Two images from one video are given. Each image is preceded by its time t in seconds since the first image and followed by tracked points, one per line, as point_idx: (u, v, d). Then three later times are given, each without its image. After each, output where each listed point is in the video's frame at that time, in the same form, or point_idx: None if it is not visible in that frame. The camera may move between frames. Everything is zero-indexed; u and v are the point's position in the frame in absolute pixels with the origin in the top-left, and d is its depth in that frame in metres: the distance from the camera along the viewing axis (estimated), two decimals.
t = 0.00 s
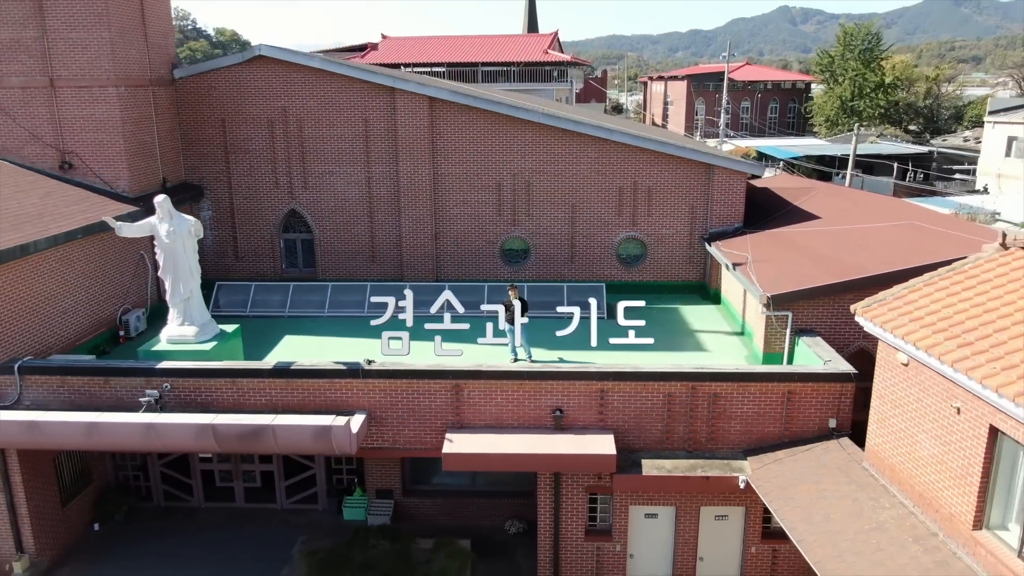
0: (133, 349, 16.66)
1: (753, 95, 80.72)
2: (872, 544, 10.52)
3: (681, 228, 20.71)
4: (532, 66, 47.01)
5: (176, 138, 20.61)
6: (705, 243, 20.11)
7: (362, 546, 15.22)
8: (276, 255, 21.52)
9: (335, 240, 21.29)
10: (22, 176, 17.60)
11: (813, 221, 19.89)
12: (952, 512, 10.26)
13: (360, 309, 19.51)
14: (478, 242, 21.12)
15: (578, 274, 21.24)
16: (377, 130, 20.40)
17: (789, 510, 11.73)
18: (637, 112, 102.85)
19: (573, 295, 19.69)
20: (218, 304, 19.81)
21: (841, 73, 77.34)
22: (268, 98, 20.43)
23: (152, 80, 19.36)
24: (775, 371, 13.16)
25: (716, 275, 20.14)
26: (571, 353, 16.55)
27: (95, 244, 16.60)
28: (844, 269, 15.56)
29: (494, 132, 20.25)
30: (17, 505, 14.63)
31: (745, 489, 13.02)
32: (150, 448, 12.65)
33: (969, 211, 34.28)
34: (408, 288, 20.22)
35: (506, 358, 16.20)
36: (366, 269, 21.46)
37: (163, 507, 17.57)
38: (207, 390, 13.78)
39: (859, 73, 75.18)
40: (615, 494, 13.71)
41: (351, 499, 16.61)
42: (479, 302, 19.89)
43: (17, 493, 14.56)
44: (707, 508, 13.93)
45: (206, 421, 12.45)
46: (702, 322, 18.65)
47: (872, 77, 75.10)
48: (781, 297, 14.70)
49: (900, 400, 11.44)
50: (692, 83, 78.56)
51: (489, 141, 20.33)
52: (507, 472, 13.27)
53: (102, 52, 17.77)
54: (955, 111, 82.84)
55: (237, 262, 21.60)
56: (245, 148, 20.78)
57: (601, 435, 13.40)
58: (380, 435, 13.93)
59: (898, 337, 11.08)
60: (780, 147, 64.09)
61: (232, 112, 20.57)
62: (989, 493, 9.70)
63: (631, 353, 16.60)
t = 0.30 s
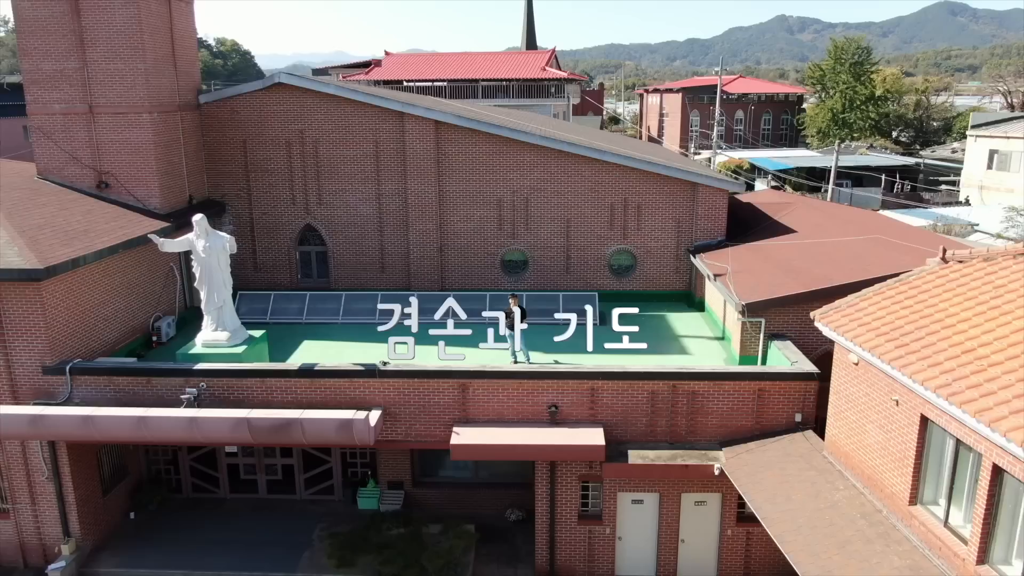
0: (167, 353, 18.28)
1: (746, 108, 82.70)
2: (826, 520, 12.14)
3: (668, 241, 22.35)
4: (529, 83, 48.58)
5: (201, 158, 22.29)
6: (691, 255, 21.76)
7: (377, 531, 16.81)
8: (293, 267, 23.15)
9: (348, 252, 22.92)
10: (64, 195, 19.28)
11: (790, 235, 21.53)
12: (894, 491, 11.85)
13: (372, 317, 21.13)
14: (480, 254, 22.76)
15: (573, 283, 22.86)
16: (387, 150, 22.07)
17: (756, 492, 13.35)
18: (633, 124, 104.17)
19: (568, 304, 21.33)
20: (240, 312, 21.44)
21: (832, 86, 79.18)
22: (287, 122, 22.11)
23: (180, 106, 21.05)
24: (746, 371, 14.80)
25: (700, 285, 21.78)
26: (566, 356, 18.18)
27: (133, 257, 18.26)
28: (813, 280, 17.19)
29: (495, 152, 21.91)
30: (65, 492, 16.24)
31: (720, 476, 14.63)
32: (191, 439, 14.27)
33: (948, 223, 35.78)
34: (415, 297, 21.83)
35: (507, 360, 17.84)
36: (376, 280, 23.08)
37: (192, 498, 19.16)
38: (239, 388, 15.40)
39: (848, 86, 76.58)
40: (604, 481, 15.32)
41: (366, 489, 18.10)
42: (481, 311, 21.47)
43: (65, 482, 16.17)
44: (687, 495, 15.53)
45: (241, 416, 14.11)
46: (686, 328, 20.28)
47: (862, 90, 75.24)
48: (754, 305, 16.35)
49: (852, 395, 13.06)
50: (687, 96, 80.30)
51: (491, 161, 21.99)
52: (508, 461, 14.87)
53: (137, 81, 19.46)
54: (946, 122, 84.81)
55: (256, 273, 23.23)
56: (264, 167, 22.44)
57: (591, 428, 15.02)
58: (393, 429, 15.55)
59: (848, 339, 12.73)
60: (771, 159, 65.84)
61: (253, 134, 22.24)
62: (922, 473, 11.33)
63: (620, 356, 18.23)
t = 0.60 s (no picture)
0: (195, 357, 19.94)
1: (739, 120, 84.54)
2: (788, 501, 13.81)
3: (656, 254, 24.05)
4: (526, 99, 50.30)
5: (221, 177, 23.99)
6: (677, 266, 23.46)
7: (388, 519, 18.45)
8: (307, 277, 24.82)
9: (358, 263, 24.60)
10: (100, 212, 20.98)
11: (769, 247, 23.24)
12: (847, 476, 13.51)
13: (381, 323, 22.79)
14: (481, 265, 24.45)
15: (568, 292, 24.54)
16: (395, 170, 23.79)
17: (729, 479, 15.03)
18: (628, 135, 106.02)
19: (562, 311, 23.01)
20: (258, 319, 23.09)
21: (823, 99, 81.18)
22: (301, 143, 23.81)
23: (204, 129, 22.77)
24: (722, 371, 16.47)
25: (686, 294, 23.47)
26: (560, 359, 19.86)
27: (165, 269, 19.94)
28: (786, 289, 18.89)
29: (495, 171, 23.63)
30: (105, 483, 17.88)
31: (698, 466, 16.29)
32: (224, 433, 15.94)
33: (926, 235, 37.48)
34: (421, 305, 23.50)
35: (506, 362, 19.50)
36: (384, 289, 24.76)
37: (216, 491, 20.79)
38: (265, 388, 17.07)
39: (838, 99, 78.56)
40: (595, 471, 16.99)
41: (377, 482, 19.73)
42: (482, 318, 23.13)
43: (105, 474, 17.82)
44: (670, 484, 17.19)
45: (270, 412, 15.79)
46: (672, 333, 21.96)
47: (852, 104, 77.65)
48: (731, 312, 18.04)
49: (813, 392, 14.74)
50: (681, 109, 82.07)
51: (491, 179, 23.70)
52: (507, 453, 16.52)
53: (167, 108, 21.19)
54: (934, 134, 86.82)
55: (272, 283, 24.90)
56: (280, 184, 24.14)
57: (583, 423, 16.68)
58: (404, 425, 17.22)
59: (809, 342, 14.40)
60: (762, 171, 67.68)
61: (270, 155, 23.94)
62: (869, 459, 12.99)
63: (611, 359, 19.90)
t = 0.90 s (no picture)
0: (219, 362, 21.59)
1: (733, 133, 86.37)
2: (759, 490, 15.46)
3: (646, 266, 25.73)
4: (526, 114, 52.09)
5: (241, 194, 25.71)
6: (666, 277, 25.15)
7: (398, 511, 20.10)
8: (319, 288, 26.49)
9: (367, 275, 26.27)
10: (131, 228, 22.70)
11: (751, 260, 24.93)
12: (812, 466, 15.16)
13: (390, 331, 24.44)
14: (482, 277, 26.12)
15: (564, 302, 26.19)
16: (402, 188, 25.51)
17: (708, 471, 16.68)
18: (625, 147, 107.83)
19: (559, 320, 24.67)
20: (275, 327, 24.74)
21: (815, 112, 83.18)
22: (315, 163, 25.53)
23: (225, 150, 24.50)
24: (702, 374, 18.15)
25: (674, 303, 25.14)
26: (557, 363, 21.52)
27: (192, 281, 21.64)
28: (763, 299, 20.58)
29: (496, 189, 25.34)
30: (139, 477, 19.54)
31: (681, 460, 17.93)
32: (252, 430, 17.60)
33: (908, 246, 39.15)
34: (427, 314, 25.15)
35: (506, 366, 21.17)
36: (392, 299, 26.43)
37: (238, 486, 22.41)
38: (287, 390, 18.74)
39: (831, 112, 81.07)
40: (588, 465, 18.64)
41: (387, 478, 21.30)
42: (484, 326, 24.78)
43: (139, 468, 19.48)
44: (656, 477, 18.82)
45: (293, 411, 17.45)
46: (661, 340, 23.61)
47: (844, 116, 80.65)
48: (713, 320, 19.72)
49: (783, 392, 16.40)
50: (677, 121, 83.90)
51: (492, 196, 25.41)
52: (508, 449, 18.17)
53: (193, 132, 22.93)
54: (925, 146, 88.67)
55: (287, 293, 26.57)
56: (296, 201, 25.86)
57: (577, 422, 18.34)
58: (413, 424, 18.86)
59: (778, 347, 16.08)
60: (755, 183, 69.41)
61: (286, 174, 25.65)
62: (830, 451, 14.64)
63: (603, 364, 21.55)
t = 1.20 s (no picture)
0: (240, 367, 23.23)
1: (728, 144, 88.28)
2: (737, 483, 17.09)
3: (638, 278, 27.42)
4: (525, 130, 53.97)
5: (258, 210, 27.41)
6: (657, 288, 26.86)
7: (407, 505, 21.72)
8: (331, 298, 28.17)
9: (376, 285, 27.95)
10: (157, 243, 24.39)
11: (736, 272, 26.64)
12: (784, 460, 16.79)
13: (397, 339, 26.10)
14: (484, 288, 27.80)
15: (561, 311, 27.86)
16: (409, 204, 27.24)
17: (692, 466, 18.31)
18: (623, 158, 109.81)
19: (556, 328, 26.35)
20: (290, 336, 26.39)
21: (808, 125, 85.14)
22: (328, 181, 27.24)
23: (244, 170, 26.20)
24: (687, 378, 19.82)
25: (663, 313, 26.83)
26: (554, 369, 23.17)
27: (215, 293, 23.31)
28: (745, 309, 22.26)
29: (497, 206, 27.06)
30: (168, 474, 21.15)
31: (668, 457, 19.57)
32: (275, 430, 19.22)
33: (890, 257, 40.93)
34: (432, 322, 26.81)
35: (507, 370, 22.84)
36: (399, 308, 28.11)
37: (256, 484, 24.00)
38: (306, 394, 20.39)
39: (823, 125, 83.12)
40: (582, 462, 20.28)
41: (396, 476, 23.06)
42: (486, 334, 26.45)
43: (169, 466, 21.09)
44: (645, 473, 20.45)
45: (313, 412, 19.08)
46: (651, 347, 25.29)
47: (835, 129, 82.75)
48: (697, 329, 21.40)
49: (759, 394, 18.06)
50: (673, 134, 85.83)
51: (493, 213, 27.13)
52: (510, 447, 19.81)
53: (215, 154, 24.65)
54: (917, 158, 90.66)
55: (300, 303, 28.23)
56: (309, 217, 27.55)
57: (572, 422, 20.00)
58: (421, 426, 20.49)
59: (753, 353, 17.74)
60: (748, 195, 71.24)
61: (300, 192, 27.36)
62: (799, 446, 16.27)
63: (597, 369, 23.21)
